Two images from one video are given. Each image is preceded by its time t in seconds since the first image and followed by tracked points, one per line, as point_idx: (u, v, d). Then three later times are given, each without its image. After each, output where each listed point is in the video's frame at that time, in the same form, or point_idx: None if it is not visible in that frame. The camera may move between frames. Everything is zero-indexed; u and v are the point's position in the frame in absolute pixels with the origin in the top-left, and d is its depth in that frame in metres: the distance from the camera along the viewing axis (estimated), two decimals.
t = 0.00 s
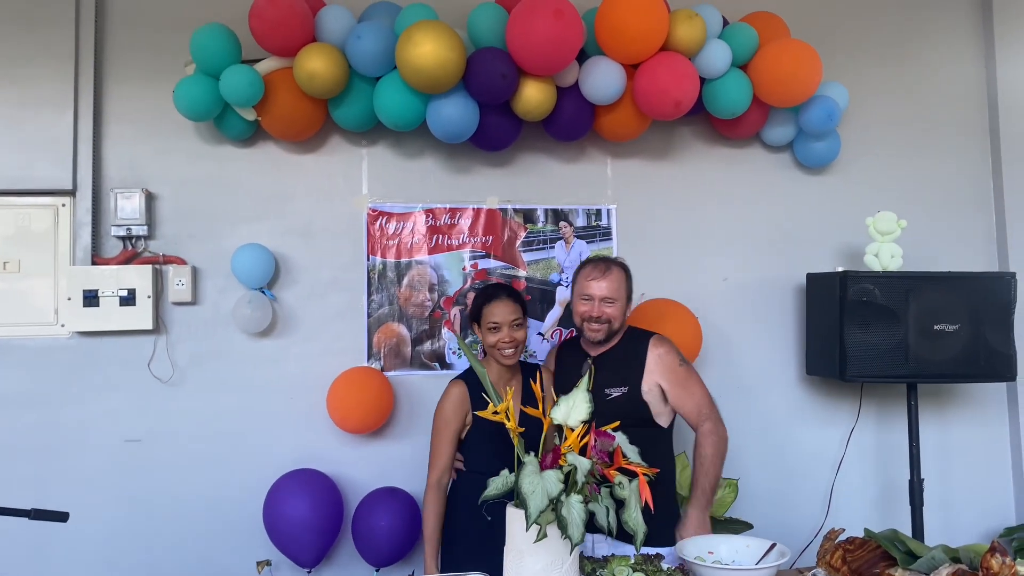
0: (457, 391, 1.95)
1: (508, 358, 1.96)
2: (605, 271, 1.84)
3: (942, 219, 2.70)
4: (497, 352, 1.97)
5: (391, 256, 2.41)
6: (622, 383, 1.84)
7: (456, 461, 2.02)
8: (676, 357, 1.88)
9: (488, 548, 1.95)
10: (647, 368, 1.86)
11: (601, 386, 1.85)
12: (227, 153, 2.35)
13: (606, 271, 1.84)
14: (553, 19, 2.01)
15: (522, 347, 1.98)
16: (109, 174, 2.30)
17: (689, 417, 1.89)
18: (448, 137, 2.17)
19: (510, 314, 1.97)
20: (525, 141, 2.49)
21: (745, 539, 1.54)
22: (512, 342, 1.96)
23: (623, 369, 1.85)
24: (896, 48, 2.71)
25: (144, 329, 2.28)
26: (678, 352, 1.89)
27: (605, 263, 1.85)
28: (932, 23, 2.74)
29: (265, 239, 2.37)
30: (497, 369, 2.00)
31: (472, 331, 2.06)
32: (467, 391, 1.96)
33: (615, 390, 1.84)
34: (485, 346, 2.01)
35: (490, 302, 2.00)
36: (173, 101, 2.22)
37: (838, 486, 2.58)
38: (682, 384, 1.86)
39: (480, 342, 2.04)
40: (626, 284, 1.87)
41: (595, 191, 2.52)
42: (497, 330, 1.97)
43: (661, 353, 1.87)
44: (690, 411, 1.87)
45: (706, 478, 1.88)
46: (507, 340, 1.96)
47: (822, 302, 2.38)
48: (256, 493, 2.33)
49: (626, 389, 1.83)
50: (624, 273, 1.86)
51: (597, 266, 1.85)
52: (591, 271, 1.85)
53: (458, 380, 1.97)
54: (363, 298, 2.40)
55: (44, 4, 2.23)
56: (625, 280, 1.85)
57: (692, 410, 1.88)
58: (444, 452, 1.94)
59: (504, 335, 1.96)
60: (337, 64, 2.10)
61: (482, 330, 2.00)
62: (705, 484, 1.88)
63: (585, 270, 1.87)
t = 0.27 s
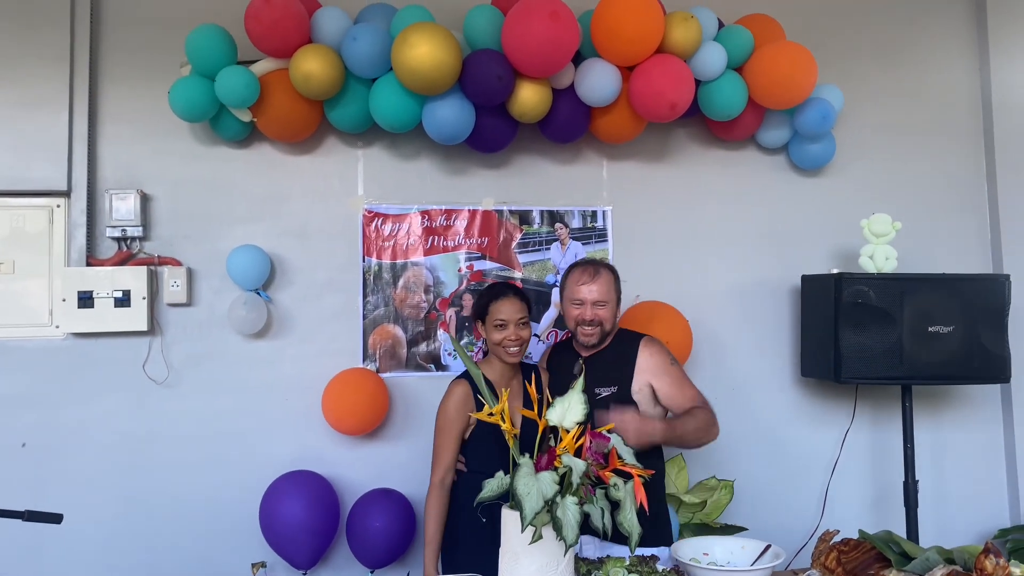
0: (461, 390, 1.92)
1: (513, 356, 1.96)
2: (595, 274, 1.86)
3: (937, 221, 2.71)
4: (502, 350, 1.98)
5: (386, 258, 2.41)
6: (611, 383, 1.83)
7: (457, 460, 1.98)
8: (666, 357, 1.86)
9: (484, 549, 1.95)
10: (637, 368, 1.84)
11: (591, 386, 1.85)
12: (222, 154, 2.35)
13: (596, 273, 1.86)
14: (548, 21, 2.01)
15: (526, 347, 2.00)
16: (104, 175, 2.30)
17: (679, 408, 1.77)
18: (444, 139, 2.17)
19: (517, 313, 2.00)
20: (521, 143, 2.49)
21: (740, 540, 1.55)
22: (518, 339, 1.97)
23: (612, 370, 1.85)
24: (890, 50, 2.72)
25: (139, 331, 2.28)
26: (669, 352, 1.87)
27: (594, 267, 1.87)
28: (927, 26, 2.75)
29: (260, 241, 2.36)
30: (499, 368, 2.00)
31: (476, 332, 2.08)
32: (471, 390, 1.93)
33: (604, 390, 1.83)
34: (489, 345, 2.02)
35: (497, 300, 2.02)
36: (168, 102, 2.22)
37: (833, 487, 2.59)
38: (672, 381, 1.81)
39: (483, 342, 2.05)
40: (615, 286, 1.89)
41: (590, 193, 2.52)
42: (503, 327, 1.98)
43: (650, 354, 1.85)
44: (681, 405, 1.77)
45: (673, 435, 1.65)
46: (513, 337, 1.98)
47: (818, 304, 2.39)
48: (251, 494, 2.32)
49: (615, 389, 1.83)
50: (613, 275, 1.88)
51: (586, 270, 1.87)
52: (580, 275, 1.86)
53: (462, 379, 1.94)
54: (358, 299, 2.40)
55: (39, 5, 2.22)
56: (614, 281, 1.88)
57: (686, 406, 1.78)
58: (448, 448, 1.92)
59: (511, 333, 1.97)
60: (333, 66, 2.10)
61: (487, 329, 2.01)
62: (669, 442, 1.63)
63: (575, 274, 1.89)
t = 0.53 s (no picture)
0: (457, 385, 1.93)
1: (509, 348, 1.96)
2: (597, 273, 1.82)
3: (932, 221, 2.71)
4: (498, 342, 1.97)
5: (382, 256, 2.40)
6: (607, 379, 1.83)
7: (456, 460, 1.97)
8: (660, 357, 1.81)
9: (478, 547, 1.94)
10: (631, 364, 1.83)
11: (587, 382, 1.85)
12: (217, 152, 2.34)
13: (598, 272, 1.83)
14: (544, 19, 2.01)
15: (523, 339, 1.99)
16: (98, 173, 2.29)
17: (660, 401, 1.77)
18: (439, 137, 2.17)
19: (514, 305, 2.00)
20: (516, 141, 2.49)
21: (735, 538, 1.53)
22: (514, 331, 1.97)
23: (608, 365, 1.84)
24: (886, 50, 2.72)
25: (133, 329, 2.27)
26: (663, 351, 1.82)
27: (597, 266, 1.83)
28: (922, 26, 2.75)
29: (255, 239, 2.36)
30: (496, 361, 2.00)
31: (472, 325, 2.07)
32: (468, 385, 1.94)
33: (600, 386, 1.83)
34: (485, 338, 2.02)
35: (493, 292, 2.02)
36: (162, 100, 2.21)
37: (827, 486, 2.59)
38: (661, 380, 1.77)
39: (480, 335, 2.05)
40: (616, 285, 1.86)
41: (586, 191, 2.52)
42: (500, 319, 1.98)
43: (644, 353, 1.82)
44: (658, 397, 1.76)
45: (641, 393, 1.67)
46: (509, 329, 1.97)
47: (813, 303, 2.39)
48: (245, 493, 2.32)
49: (611, 385, 1.83)
50: (615, 274, 1.85)
51: (587, 269, 1.83)
52: (582, 274, 1.82)
53: (458, 375, 1.95)
54: (353, 298, 2.39)
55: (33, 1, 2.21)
56: (615, 280, 1.85)
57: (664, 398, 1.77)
58: (448, 444, 1.92)
59: (507, 324, 1.97)
60: (328, 64, 2.09)
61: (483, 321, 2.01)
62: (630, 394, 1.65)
63: (575, 272, 1.85)
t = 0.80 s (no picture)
0: (453, 384, 1.93)
1: (499, 344, 1.96)
2: (584, 262, 1.87)
3: (923, 219, 2.72)
4: (489, 337, 1.97)
5: (374, 253, 2.39)
6: (598, 377, 1.83)
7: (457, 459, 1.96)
8: (654, 353, 1.84)
9: (471, 545, 1.94)
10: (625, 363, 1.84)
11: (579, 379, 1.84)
12: (208, 148, 2.33)
13: (585, 262, 1.87)
14: (537, 15, 2.00)
15: (513, 334, 1.99)
16: (88, 168, 2.27)
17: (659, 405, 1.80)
18: (432, 133, 2.16)
19: (504, 299, 1.99)
20: (509, 138, 2.48)
21: (726, 535, 1.53)
22: (504, 327, 1.97)
23: (599, 363, 1.84)
24: (879, 48, 2.73)
25: (123, 325, 2.26)
26: (658, 349, 1.85)
27: (584, 256, 1.88)
28: (915, 24, 2.76)
29: (246, 235, 2.34)
30: (486, 356, 2.00)
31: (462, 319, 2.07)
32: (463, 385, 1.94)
33: (591, 384, 1.82)
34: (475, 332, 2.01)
35: (484, 287, 2.00)
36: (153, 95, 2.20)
37: (819, 484, 2.59)
38: (658, 378, 1.81)
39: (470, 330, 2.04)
40: (605, 276, 1.89)
41: (578, 188, 2.52)
42: (490, 314, 1.97)
43: (639, 348, 1.84)
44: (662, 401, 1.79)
45: (648, 427, 1.68)
46: (500, 324, 1.97)
47: (805, 301, 2.39)
48: (236, 490, 2.30)
49: (602, 383, 1.82)
50: (603, 265, 1.88)
51: (577, 260, 1.87)
52: (571, 264, 1.87)
53: (453, 375, 1.96)
54: (345, 295, 2.38)
55: None
56: (604, 271, 1.88)
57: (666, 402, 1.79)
58: (449, 446, 1.91)
59: (498, 320, 1.97)
60: (320, 59, 2.08)
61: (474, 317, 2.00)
62: (641, 433, 1.66)
63: (565, 263, 1.90)
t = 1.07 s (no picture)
0: (445, 384, 1.92)
1: (486, 340, 1.97)
2: (581, 261, 1.87)
3: (915, 221, 2.73)
4: (475, 334, 1.98)
5: (366, 252, 2.38)
6: (594, 378, 1.82)
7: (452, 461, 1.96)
8: (651, 351, 1.85)
9: (461, 546, 1.93)
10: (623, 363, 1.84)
11: (575, 381, 1.83)
12: (199, 146, 2.31)
13: (581, 261, 1.87)
14: (530, 14, 1.99)
15: (499, 331, 2.00)
16: (78, 166, 2.26)
17: (667, 403, 1.84)
18: (425, 132, 2.15)
19: (489, 296, 2.01)
20: (502, 138, 2.48)
21: (718, 536, 1.54)
22: (490, 323, 1.98)
23: (596, 365, 1.84)
24: (871, 50, 2.73)
25: (112, 324, 2.24)
26: (654, 345, 1.86)
27: (580, 255, 1.88)
28: (907, 26, 2.76)
29: (237, 234, 2.33)
30: (473, 353, 2.00)
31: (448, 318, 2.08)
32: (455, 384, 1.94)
33: (587, 385, 1.82)
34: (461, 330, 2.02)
35: (468, 284, 2.02)
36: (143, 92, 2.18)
37: (811, 484, 2.60)
38: (657, 376, 1.83)
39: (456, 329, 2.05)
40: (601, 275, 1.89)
41: (571, 188, 2.51)
42: (475, 311, 1.98)
43: (636, 347, 1.85)
44: (665, 398, 1.83)
45: (675, 448, 1.73)
46: (485, 320, 1.98)
47: (797, 302, 2.39)
48: (226, 491, 2.29)
49: (599, 385, 1.82)
50: (599, 264, 1.89)
51: (573, 259, 1.88)
52: (568, 262, 1.87)
53: (445, 375, 1.95)
54: (337, 294, 2.37)
55: None
56: (600, 270, 1.89)
57: (669, 397, 1.83)
58: (443, 447, 1.90)
59: (483, 316, 1.98)
60: (312, 58, 2.07)
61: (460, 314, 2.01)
62: (673, 459, 1.71)
63: (561, 262, 1.90)
